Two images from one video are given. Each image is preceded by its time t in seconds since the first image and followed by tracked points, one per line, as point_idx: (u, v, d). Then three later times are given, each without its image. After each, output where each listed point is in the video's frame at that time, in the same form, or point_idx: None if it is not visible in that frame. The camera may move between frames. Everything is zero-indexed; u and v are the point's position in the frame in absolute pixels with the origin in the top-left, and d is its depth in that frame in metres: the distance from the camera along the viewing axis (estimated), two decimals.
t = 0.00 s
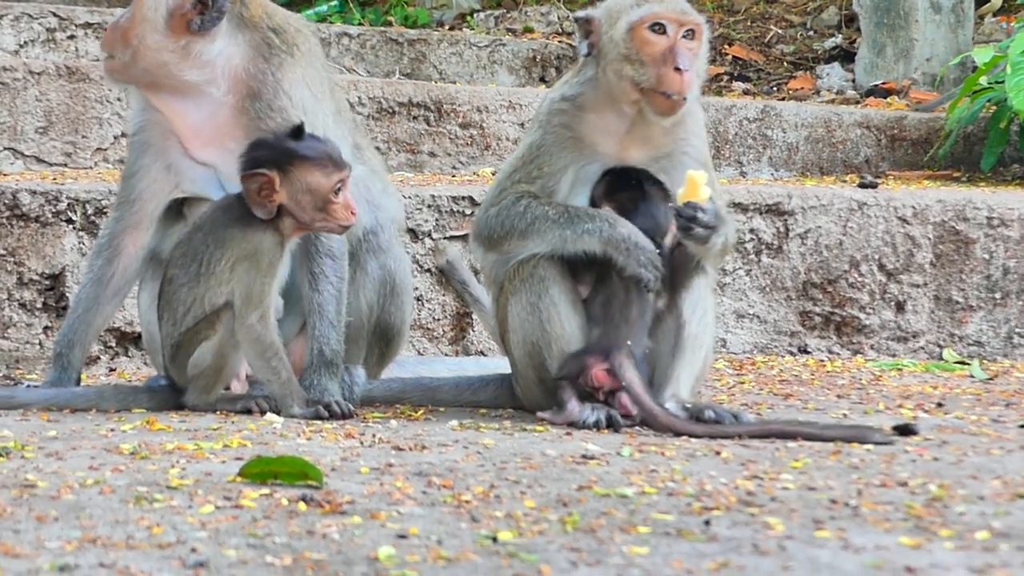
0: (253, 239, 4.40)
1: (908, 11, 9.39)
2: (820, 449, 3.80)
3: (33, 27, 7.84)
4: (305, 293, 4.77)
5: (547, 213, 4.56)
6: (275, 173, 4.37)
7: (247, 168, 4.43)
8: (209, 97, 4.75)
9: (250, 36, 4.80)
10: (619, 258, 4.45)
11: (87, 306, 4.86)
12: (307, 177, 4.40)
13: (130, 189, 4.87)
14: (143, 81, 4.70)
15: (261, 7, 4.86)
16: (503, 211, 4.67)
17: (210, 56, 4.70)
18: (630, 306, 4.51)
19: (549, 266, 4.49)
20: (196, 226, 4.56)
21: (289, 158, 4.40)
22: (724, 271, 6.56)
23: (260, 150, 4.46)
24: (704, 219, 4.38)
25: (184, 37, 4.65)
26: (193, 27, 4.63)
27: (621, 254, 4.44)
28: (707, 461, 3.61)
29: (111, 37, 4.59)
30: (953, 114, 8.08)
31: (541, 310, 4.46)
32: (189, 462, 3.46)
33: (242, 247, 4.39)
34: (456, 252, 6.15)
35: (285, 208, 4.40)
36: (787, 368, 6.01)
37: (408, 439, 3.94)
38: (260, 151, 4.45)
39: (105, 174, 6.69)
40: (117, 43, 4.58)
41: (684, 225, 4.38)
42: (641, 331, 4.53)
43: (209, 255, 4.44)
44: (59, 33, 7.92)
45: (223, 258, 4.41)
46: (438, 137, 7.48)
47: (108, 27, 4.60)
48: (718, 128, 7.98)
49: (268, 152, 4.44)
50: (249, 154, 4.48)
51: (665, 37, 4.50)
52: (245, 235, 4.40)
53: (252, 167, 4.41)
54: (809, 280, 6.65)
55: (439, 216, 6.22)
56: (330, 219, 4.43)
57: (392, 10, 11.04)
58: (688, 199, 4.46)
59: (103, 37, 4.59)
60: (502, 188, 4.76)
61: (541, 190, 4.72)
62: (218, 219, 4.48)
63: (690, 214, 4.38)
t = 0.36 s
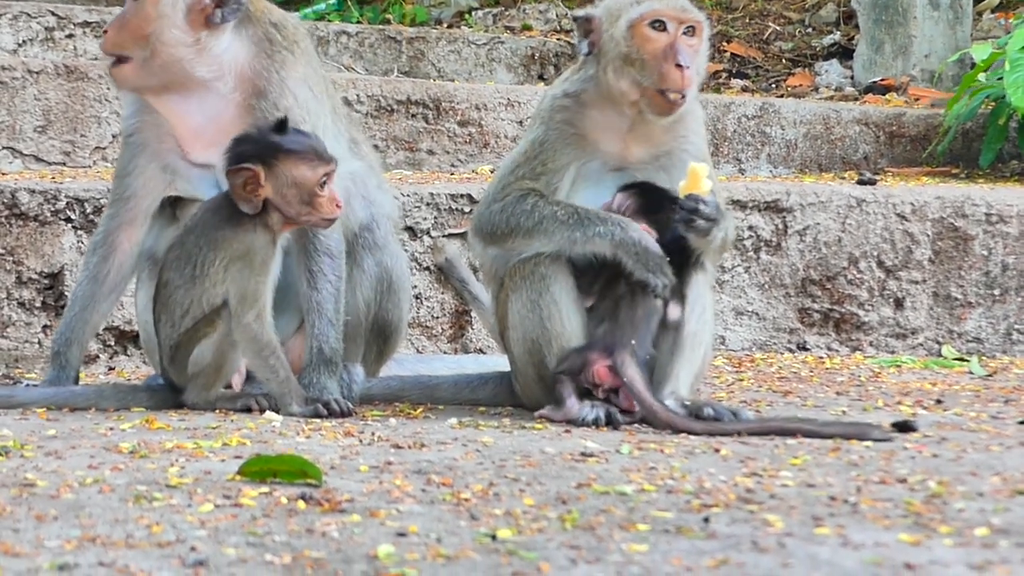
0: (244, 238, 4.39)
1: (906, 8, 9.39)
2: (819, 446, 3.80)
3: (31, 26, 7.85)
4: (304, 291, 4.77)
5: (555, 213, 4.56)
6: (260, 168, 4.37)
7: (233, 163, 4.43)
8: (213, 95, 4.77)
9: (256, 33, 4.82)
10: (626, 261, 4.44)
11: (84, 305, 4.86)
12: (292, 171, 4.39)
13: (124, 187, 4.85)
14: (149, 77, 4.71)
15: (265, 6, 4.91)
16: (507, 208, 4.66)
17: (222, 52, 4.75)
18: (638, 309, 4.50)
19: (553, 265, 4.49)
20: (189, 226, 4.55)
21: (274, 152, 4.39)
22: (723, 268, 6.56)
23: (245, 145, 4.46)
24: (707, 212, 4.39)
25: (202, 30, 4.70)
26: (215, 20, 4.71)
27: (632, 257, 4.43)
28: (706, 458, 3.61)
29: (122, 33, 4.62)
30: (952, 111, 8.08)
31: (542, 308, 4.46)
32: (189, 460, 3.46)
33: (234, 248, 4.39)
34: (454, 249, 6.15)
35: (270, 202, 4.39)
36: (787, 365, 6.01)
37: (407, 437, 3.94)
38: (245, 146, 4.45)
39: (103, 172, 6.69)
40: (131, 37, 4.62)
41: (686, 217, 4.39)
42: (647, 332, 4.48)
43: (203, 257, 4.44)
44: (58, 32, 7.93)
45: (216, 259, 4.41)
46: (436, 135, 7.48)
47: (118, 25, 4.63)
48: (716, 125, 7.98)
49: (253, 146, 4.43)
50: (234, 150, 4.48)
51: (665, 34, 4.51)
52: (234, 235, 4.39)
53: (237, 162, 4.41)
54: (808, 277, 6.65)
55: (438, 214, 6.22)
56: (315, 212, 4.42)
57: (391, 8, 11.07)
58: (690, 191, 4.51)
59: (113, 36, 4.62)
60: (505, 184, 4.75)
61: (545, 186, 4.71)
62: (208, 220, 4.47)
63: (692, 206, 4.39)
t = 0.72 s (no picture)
0: (245, 235, 4.39)
1: (905, 4, 9.39)
2: (819, 442, 3.80)
3: (30, 25, 7.84)
4: (304, 289, 4.77)
5: (552, 212, 4.55)
6: (258, 162, 4.37)
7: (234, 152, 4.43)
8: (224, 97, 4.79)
9: (265, 35, 4.86)
10: (623, 264, 4.43)
11: (84, 303, 4.86)
12: (288, 170, 4.37)
13: (126, 185, 4.83)
14: (160, 74, 4.70)
15: (274, 8, 4.96)
16: (506, 206, 4.65)
17: (236, 52, 4.78)
18: (630, 305, 4.50)
19: (550, 264, 4.49)
20: (190, 224, 4.55)
21: (273, 149, 4.38)
22: (723, 265, 6.57)
23: (247, 136, 4.44)
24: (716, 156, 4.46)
25: (219, 30, 4.74)
26: (232, 20, 4.77)
27: (628, 260, 4.42)
28: (706, 454, 3.60)
29: (137, 31, 4.59)
30: (952, 107, 8.07)
31: (543, 306, 4.46)
32: (189, 458, 3.46)
33: (235, 245, 4.40)
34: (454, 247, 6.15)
35: (264, 198, 4.39)
36: (787, 361, 6.01)
37: (407, 434, 3.94)
38: (247, 137, 4.44)
39: (103, 171, 6.69)
40: (146, 36, 4.59)
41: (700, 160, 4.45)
42: (640, 336, 4.49)
43: (206, 255, 4.44)
44: (57, 31, 7.93)
45: (219, 257, 4.42)
46: (436, 133, 7.47)
47: (131, 23, 4.59)
48: (716, 122, 7.98)
49: (256, 138, 4.42)
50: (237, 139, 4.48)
51: (664, 33, 4.53)
52: (236, 232, 4.40)
53: (237, 153, 4.42)
54: (808, 274, 6.66)
55: (437, 211, 6.21)
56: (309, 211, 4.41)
57: (390, 6, 11.08)
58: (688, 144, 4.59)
59: (126, 32, 4.58)
60: (504, 182, 4.74)
61: (544, 184, 4.70)
62: (209, 217, 4.48)
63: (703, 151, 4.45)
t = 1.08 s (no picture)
0: (252, 229, 4.39)
1: None
2: (823, 437, 3.80)
3: (32, 23, 7.85)
4: (307, 286, 4.77)
5: (550, 210, 4.53)
6: (257, 152, 4.41)
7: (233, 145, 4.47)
8: (227, 94, 4.80)
9: (270, 34, 4.88)
10: (614, 265, 4.40)
11: (87, 300, 4.85)
12: (284, 160, 4.39)
13: (128, 182, 4.84)
14: (166, 70, 4.72)
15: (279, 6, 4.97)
16: (507, 203, 4.64)
17: (242, 51, 4.80)
18: (623, 306, 4.54)
19: (552, 260, 4.50)
20: (196, 221, 4.55)
21: (270, 139, 4.41)
22: (725, 260, 6.56)
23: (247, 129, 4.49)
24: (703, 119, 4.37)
25: (226, 29, 4.78)
26: (239, 18, 4.80)
27: (619, 261, 4.39)
28: (709, 450, 3.60)
29: (143, 26, 4.62)
30: (954, 102, 8.06)
31: (545, 302, 4.47)
32: (192, 455, 3.46)
33: (243, 239, 4.39)
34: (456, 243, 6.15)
35: (263, 188, 4.41)
36: (790, 357, 6.00)
37: (410, 430, 3.94)
38: (247, 130, 4.48)
39: (105, 168, 6.69)
40: (153, 32, 4.63)
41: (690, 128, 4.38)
42: (637, 335, 4.54)
43: (214, 251, 4.43)
44: (59, 29, 7.92)
45: (226, 252, 4.41)
46: (438, 130, 7.47)
47: (138, 18, 4.63)
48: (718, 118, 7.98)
49: (254, 129, 4.46)
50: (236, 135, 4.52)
51: (657, 28, 4.51)
52: (243, 226, 4.40)
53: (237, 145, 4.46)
54: (811, 269, 6.65)
55: (440, 208, 6.21)
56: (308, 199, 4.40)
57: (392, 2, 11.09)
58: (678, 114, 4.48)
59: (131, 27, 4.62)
60: (505, 178, 4.74)
61: (546, 181, 4.70)
62: (216, 212, 4.48)
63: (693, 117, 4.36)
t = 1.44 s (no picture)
0: (258, 226, 4.40)
1: None
2: (828, 434, 3.79)
3: (36, 21, 7.85)
4: (312, 285, 4.77)
5: (534, 219, 4.53)
6: (262, 147, 4.40)
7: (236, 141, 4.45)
8: (242, 96, 4.84)
9: (282, 35, 4.95)
10: (592, 272, 4.40)
11: (92, 299, 4.85)
12: (287, 153, 4.38)
13: (132, 182, 4.84)
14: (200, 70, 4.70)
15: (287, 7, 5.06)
16: (501, 209, 4.64)
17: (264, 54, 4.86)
18: (597, 309, 4.50)
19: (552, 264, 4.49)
20: (199, 220, 4.56)
21: (274, 133, 4.40)
22: (729, 257, 6.55)
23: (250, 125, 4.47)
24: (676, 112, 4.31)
25: (258, 32, 4.83)
26: (268, 23, 4.85)
27: (596, 268, 4.39)
28: (715, 447, 3.59)
29: (187, 27, 4.58)
30: (957, 98, 8.05)
31: (546, 301, 4.47)
32: (197, 453, 3.46)
33: (248, 236, 4.39)
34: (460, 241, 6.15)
35: (269, 183, 4.39)
36: (794, 353, 6.00)
37: (415, 429, 3.94)
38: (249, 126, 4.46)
39: (109, 166, 6.69)
40: (198, 32, 4.60)
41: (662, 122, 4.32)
42: (617, 334, 4.53)
43: (219, 249, 4.43)
44: (62, 26, 7.92)
45: (230, 250, 4.42)
46: (442, 126, 7.47)
47: (183, 17, 4.57)
48: (722, 114, 7.96)
49: (257, 125, 4.45)
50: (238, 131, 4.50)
51: (655, 25, 4.50)
52: (249, 223, 4.41)
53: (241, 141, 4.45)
54: (815, 265, 6.64)
55: (444, 205, 6.21)
56: (313, 193, 4.38)
57: None
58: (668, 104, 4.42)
59: (174, 27, 4.55)
60: (502, 181, 4.75)
61: (540, 184, 4.70)
62: (222, 209, 4.48)
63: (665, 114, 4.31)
